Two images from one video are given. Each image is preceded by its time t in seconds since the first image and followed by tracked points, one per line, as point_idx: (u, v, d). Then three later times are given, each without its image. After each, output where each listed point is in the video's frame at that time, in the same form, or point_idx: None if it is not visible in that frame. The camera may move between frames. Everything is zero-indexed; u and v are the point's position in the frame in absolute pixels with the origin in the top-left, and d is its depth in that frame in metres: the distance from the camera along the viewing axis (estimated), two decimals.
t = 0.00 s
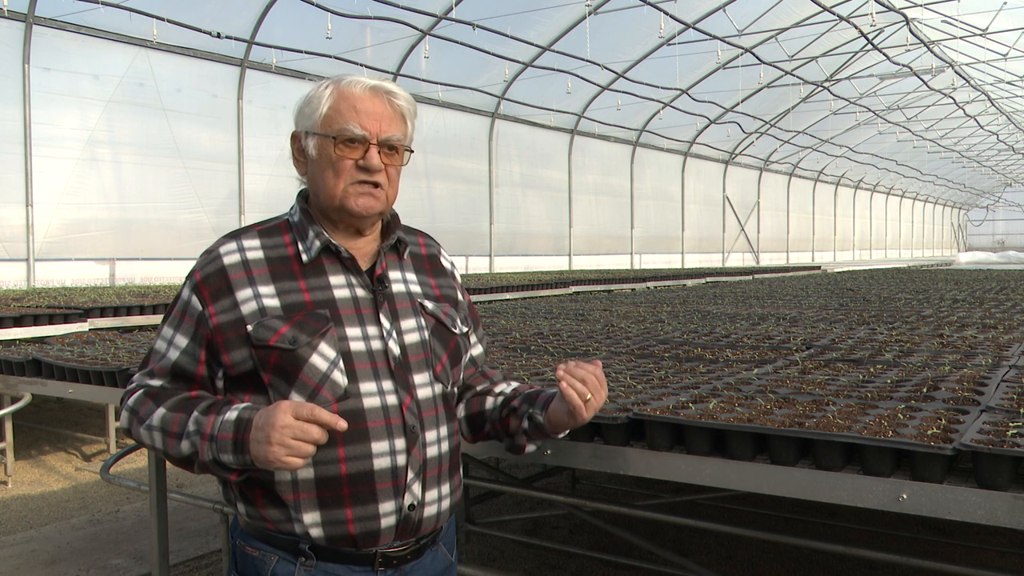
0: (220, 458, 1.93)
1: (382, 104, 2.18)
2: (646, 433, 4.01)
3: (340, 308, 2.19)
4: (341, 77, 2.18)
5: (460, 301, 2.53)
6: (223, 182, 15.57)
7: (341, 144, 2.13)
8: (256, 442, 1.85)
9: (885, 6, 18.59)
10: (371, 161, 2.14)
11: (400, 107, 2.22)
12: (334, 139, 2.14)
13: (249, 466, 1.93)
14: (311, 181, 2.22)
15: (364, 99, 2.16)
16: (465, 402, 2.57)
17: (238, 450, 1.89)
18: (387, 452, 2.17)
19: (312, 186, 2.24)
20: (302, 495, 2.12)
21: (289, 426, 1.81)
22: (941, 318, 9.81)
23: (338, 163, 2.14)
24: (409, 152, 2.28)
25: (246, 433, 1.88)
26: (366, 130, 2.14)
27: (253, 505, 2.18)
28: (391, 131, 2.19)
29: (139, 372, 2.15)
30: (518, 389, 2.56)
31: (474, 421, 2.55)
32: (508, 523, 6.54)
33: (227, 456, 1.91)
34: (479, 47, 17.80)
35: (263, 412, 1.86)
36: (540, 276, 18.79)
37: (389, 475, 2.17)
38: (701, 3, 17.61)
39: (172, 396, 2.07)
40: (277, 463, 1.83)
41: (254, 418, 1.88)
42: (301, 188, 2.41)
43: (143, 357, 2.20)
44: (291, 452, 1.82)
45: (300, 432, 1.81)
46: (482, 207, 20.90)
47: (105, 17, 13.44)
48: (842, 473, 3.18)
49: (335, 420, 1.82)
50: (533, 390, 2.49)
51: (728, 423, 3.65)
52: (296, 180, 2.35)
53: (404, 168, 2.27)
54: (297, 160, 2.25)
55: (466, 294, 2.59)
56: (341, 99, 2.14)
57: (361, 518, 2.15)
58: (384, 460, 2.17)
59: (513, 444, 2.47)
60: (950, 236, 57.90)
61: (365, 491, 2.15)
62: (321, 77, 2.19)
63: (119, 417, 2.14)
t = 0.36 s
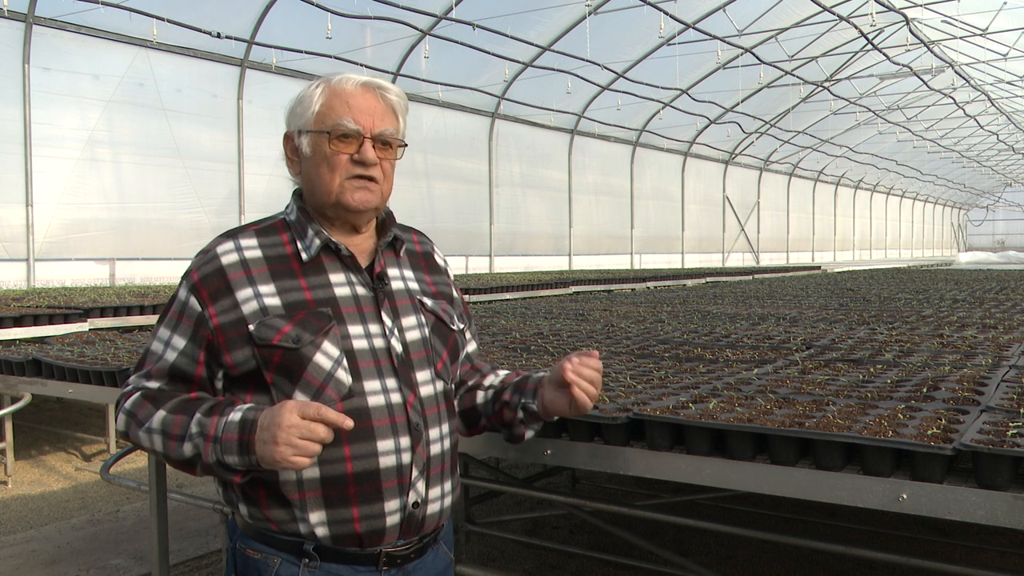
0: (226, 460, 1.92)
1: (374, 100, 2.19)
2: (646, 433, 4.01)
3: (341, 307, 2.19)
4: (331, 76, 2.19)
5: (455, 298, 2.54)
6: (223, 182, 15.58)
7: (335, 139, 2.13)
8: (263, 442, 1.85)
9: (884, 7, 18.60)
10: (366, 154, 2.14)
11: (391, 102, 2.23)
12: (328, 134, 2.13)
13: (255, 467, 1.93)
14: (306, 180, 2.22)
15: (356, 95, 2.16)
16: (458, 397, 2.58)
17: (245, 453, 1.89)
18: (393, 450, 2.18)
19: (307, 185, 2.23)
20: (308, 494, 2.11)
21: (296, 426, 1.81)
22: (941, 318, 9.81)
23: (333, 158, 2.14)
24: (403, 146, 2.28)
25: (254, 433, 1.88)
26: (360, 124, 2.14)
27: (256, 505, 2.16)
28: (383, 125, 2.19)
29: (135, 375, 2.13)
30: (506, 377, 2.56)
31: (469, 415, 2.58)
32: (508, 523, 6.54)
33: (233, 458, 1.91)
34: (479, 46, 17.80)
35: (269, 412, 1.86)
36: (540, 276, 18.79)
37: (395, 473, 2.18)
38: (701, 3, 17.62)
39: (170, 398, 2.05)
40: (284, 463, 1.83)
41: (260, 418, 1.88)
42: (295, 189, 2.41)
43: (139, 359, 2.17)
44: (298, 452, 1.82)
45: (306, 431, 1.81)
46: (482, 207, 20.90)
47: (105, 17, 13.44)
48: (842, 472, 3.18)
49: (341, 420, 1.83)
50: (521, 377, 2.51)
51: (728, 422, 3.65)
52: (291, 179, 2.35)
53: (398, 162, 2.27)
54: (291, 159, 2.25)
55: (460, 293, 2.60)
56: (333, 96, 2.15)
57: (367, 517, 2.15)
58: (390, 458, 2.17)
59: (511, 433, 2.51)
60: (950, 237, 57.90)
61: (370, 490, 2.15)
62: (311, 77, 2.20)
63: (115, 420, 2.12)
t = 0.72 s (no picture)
0: (224, 473, 1.91)
1: (362, 94, 2.20)
2: (645, 433, 4.01)
3: (338, 314, 2.18)
4: (318, 73, 2.19)
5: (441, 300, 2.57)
6: (223, 182, 15.58)
7: (329, 135, 2.13)
8: (264, 455, 1.84)
9: (885, 7, 18.60)
10: (361, 148, 2.15)
11: (378, 96, 2.24)
12: (322, 130, 2.13)
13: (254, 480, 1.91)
14: (297, 179, 2.21)
15: (346, 90, 2.17)
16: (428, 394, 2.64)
17: (245, 467, 1.87)
18: (391, 460, 2.19)
19: (297, 184, 2.22)
20: (307, 506, 2.09)
21: (298, 440, 1.81)
22: (941, 318, 9.81)
23: (327, 153, 2.13)
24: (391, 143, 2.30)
25: (255, 447, 1.87)
26: (353, 119, 2.15)
27: (252, 517, 2.12)
28: (374, 119, 2.20)
29: (119, 383, 2.08)
30: (464, 372, 2.59)
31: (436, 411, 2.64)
32: (507, 523, 6.54)
33: (232, 471, 1.89)
34: (479, 47, 17.80)
35: (271, 424, 1.85)
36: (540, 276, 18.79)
37: (392, 482, 2.19)
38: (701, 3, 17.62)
39: (161, 409, 2.02)
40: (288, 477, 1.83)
41: (260, 431, 1.87)
42: (279, 192, 2.38)
43: (123, 365, 2.12)
44: (301, 465, 1.82)
45: (310, 445, 1.82)
46: (482, 207, 20.90)
47: (105, 17, 13.43)
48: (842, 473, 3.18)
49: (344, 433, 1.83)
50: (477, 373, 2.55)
51: (728, 423, 3.64)
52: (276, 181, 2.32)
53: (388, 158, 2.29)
54: (279, 159, 2.23)
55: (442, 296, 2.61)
56: (323, 92, 2.15)
57: (365, 526, 2.15)
58: (388, 468, 2.18)
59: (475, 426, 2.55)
60: (950, 236, 57.86)
61: (369, 499, 2.15)
62: (297, 75, 2.20)
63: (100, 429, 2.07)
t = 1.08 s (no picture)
0: (287, 472, 1.76)
1: (339, 98, 2.12)
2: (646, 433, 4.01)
3: (321, 318, 2.13)
4: (292, 75, 2.11)
5: (426, 296, 2.51)
6: (223, 182, 15.59)
7: (306, 142, 2.07)
8: (332, 448, 1.74)
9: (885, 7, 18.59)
10: (337, 157, 2.10)
11: (355, 100, 2.17)
12: (298, 137, 2.07)
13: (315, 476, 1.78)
14: (275, 184, 2.15)
15: (321, 95, 2.09)
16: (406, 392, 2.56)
17: (311, 461, 1.75)
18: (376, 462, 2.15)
19: (275, 189, 2.16)
20: (293, 510, 2.05)
21: (368, 430, 1.71)
22: (941, 318, 9.81)
23: (304, 162, 2.08)
24: (369, 144, 2.24)
25: (321, 441, 1.74)
26: (328, 126, 2.08)
27: (238, 520, 2.09)
28: (350, 124, 2.13)
29: (133, 395, 1.88)
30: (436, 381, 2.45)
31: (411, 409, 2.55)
32: (508, 523, 6.54)
33: (295, 469, 1.75)
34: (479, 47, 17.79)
35: (335, 415, 1.74)
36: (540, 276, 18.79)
37: (378, 483, 2.15)
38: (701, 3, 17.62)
39: (192, 415, 1.85)
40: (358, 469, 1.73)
41: (321, 423, 1.74)
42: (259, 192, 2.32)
43: (120, 380, 1.92)
44: (373, 455, 1.72)
45: (379, 434, 1.72)
46: (482, 207, 20.91)
47: (105, 17, 13.43)
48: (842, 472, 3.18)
49: (415, 450, 1.76)
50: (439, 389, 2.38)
51: (728, 422, 3.64)
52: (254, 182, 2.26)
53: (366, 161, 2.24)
54: (254, 164, 2.16)
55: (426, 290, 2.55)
56: (297, 96, 2.07)
57: (352, 528, 2.11)
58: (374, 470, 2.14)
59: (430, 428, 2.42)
60: (950, 236, 57.84)
61: (355, 500, 2.11)
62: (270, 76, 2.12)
63: (118, 451, 1.83)
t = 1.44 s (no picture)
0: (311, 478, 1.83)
1: (327, 98, 2.12)
2: (646, 433, 4.01)
3: (312, 318, 2.12)
4: (279, 75, 2.10)
5: (420, 291, 2.50)
6: (223, 182, 15.59)
7: (298, 144, 2.07)
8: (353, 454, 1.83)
9: (885, 7, 18.59)
10: (331, 157, 2.10)
11: (341, 98, 2.17)
12: (290, 139, 2.07)
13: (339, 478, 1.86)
14: (265, 187, 2.14)
15: (310, 95, 2.09)
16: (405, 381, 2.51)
17: (333, 467, 1.82)
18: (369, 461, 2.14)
19: (265, 191, 2.15)
20: (286, 510, 2.05)
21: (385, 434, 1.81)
22: (941, 318, 9.81)
23: (297, 163, 2.08)
24: (357, 145, 2.24)
25: (341, 447, 1.82)
26: (321, 126, 2.08)
27: (231, 521, 2.08)
28: (340, 124, 2.14)
29: (144, 410, 1.90)
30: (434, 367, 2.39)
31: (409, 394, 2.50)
32: (508, 523, 6.54)
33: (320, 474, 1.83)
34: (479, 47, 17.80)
35: (352, 424, 1.81)
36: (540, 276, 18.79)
37: (371, 483, 2.15)
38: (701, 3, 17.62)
39: (207, 426, 1.88)
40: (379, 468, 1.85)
41: (340, 429, 1.82)
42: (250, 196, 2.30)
43: (128, 389, 1.93)
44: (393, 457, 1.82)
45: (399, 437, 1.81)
46: (482, 207, 20.90)
47: (105, 17, 13.43)
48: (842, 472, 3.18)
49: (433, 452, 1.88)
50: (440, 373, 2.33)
51: (728, 423, 3.64)
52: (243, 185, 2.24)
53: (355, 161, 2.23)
54: (243, 167, 2.15)
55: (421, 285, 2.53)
56: (287, 98, 2.07)
57: (346, 527, 2.11)
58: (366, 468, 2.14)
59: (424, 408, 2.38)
60: (950, 236, 57.85)
61: (348, 499, 2.11)
62: (258, 79, 2.11)
63: (136, 464, 1.86)
